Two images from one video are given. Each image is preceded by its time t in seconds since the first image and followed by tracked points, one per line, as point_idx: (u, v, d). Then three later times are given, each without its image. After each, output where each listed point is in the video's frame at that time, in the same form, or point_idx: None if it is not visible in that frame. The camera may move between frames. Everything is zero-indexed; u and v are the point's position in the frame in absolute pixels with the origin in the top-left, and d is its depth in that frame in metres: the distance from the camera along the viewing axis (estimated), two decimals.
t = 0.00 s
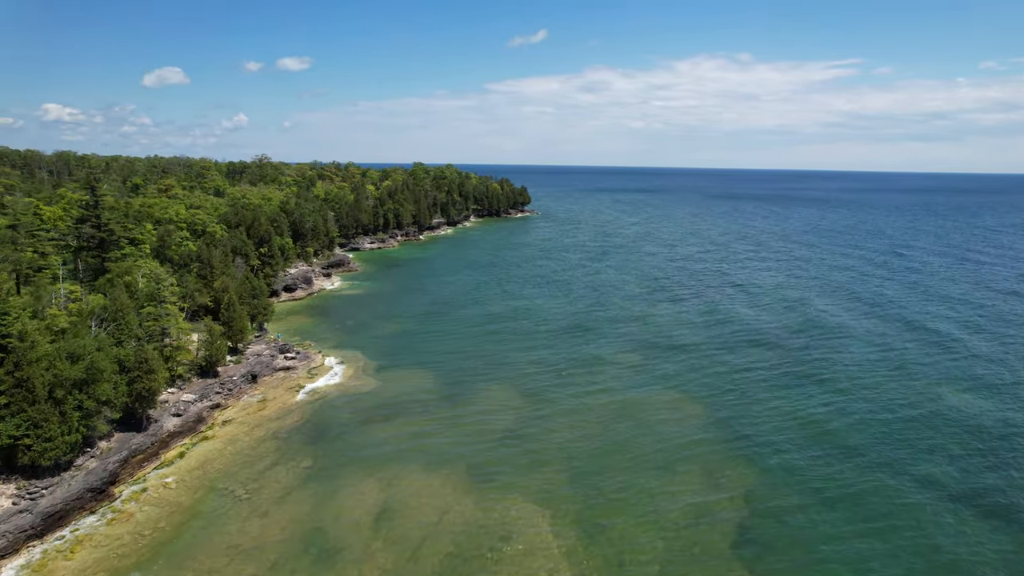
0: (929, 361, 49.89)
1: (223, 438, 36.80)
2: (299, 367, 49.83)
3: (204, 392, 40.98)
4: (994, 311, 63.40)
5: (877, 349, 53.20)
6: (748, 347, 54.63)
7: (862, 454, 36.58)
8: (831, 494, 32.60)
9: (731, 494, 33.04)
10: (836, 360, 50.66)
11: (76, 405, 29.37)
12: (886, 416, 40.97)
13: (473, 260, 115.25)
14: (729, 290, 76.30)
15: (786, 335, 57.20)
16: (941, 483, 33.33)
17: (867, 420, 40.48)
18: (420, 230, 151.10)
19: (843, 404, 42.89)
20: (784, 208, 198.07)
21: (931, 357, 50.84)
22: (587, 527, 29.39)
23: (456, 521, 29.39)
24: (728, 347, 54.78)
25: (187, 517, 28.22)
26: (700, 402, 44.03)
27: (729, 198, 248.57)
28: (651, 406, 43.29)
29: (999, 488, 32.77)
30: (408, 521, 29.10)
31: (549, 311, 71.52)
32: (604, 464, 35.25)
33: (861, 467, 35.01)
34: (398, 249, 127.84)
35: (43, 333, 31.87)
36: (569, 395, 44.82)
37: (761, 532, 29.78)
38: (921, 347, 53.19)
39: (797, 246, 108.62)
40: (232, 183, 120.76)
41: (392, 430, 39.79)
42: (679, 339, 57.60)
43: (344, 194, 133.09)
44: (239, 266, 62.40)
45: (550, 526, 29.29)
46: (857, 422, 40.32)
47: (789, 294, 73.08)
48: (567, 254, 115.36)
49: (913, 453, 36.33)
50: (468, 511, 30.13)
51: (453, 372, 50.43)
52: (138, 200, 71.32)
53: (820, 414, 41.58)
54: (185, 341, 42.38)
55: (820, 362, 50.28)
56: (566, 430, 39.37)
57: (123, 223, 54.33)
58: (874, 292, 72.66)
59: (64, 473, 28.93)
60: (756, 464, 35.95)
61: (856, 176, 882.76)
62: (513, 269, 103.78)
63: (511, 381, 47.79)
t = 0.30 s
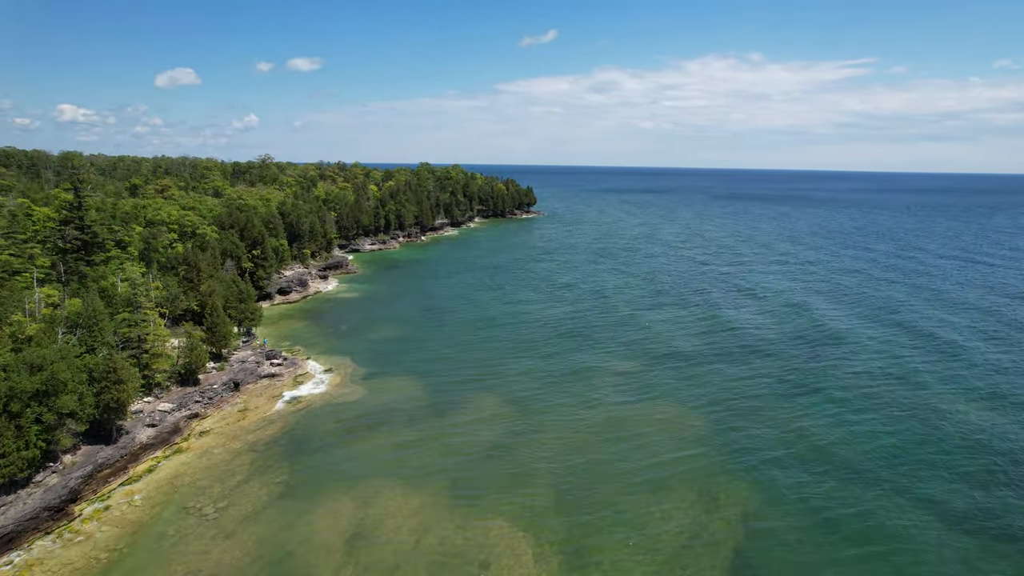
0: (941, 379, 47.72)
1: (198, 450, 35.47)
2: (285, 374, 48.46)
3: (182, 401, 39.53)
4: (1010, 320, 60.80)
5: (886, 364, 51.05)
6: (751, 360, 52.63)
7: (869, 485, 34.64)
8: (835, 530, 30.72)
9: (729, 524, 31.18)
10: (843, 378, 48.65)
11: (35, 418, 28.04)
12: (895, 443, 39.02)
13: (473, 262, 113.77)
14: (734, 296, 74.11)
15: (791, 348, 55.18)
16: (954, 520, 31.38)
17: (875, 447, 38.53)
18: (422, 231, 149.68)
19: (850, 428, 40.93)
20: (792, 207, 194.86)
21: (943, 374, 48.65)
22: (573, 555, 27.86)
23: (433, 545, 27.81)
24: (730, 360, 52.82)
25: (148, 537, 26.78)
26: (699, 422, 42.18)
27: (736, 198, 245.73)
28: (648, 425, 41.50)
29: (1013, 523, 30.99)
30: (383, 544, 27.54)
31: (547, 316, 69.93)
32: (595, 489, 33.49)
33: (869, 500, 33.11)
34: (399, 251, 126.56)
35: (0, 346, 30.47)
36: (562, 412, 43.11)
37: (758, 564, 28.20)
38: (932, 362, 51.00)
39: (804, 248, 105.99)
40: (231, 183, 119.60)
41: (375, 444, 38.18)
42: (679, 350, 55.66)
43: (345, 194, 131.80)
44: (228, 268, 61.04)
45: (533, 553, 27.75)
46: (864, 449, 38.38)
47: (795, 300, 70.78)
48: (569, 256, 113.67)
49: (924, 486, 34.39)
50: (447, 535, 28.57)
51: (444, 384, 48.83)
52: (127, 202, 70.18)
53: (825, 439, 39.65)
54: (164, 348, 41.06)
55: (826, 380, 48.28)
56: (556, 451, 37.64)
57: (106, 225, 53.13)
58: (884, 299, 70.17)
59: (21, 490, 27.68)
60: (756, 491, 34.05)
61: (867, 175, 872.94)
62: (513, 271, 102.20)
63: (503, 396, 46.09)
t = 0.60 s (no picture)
0: (955, 391, 45.38)
1: (171, 462, 34.06)
2: (270, 382, 47.05)
3: (158, 410, 38.00)
4: None
5: (897, 374, 48.74)
6: (754, 370, 50.51)
7: (876, 506, 32.57)
8: (841, 556, 28.66)
9: (723, 548, 29.27)
10: (850, 389, 46.44)
11: None
12: (906, 460, 36.81)
13: (475, 264, 112.23)
14: (738, 301, 71.89)
15: (796, 357, 52.98)
16: (970, 547, 29.21)
17: (884, 464, 36.36)
18: (424, 232, 148.37)
19: (857, 444, 38.76)
20: (802, 209, 191.83)
21: (957, 385, 46.34)
22: None
23: (406, 569, 26.21)
24: (732, 370, 50.70)
25: (105, 561, 25.34)
26: (698, 437, 40.16)
27: (744, 198, 242.52)
28: (643, 440, 39.57)
29: None
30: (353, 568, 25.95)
31: (545, 321, 68.23)
32: (584, 509, 31.67)
33: (874, 523, 31.05)
34: (400, 252, 125.28)
35: None
36: (554, 425, 41.25)
37: None
38: (945, 372, 48.65)
39: (812, 251, 103.31)
40: (232, 185, 118.93)
41: (357, 456, 36.59)
42: (680, 358, 53.60)
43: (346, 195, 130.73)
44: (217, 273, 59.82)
45: None
46: (872, 466, 36.22)
47: (802, 305, 68.46)
48: (572, 258, 111.81)
49: (937, 508, 32.19)
50: (422, 559, 26.96)
51: (434, 393, 47.12)
52: (119, 205, 69.44)
53: (831, 455, 37.49)
54: (141, 357, 39.68)
55: (833, 391, 46.05)
56: (545, 468, 35.85)
57: (91, 227, 52.29)
58: (895, 304, 67.71)
59: None
60: (754, 512, 32.10)
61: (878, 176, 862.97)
62: (514, 273, 100.57)
63: (493, 408, 44.31)
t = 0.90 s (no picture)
0: (969, 406, 43.14)
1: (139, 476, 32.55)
2: (253, 390, 45.42)
3: (131, 421, 36.47)
4: None
5: (908, 387, 46.48)
6: (758, 381, 48.42)
7: (879, 528, 30.59)
8: None
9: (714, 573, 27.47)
10: (858, 403, 44.29)
11: None
12: (917, 480, 34.68)
13: (476, 265, 110.65)
14: (743, 306, 69.66)
15: (801, 368, 50.88)
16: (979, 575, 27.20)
17: (889, 483, 34.31)
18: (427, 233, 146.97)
19: (865, 462, 36.64)
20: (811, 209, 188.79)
21: (969, 399, 44.10)
22: None
23: None
24: (734, 380, 48.61)
25: None
26: (697, 452, 38.15)
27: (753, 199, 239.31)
28: (638, 455, 37.63)
29: None
30: None
31: (542, 326, 66.48)
32: (568, 532, 29.90)
33: (877, 548, 29.11)
34: (401, 253, 123.95)
35: None
36: (544, 440, 39.44)
37: None
38: (957, 385, 46.42)
39: (821, 254, 100.78)
40: (232, 185, 118.12)
41: (335, 471, 35.00)
42: (680, 368, 51.61)
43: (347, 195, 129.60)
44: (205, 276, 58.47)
45: None
46: (881, 485, 34.10)
47: (809, 312, 66.17)
48: (574, 260, 109.95)
49: (948, 532, 30.10)
50: None
51: (423, 402, 45.42)
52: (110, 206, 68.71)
53: (838, 474, 35.41)
54: (116, 364, 38.31)
55: (841, 405, 43.90)
56: (531, 485, 34.10)
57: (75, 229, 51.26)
58: (906, 310, 65.26)
59: None
60: (748, 534, 30.25)
61: (890, 175, 853.20)
62: (515, 275, 98.83)
63: (483, 418, 42.55)
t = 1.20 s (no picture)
0: (983, 420, 40.90)
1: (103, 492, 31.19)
2: (235, 398, 43.96)
3: (102, 432, 35.06)
4: None
5: (919, 399, 44.24)
6: (761, 392, 46.34)
7: (881, 552, 28.80)
8: None
9: None
10: (866, 416, 42.15)
11: None
12: (928, 500, 32.60)
13: (476, 267, 109.12)
14: (746, 311, 67.67)
15: (806, 377, 48.74)
16: None
17: (893, 502, 32.49)
18: (429, 234, 145.69)
19: (873, 481, 34.56)
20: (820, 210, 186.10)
21: (980, 412, 42.01)
22: None
23: None
24: (735, 390, 46.61)
25: None
26: (693, 468, 36.23)
27: (761, 199, 236.28)
28: (631, 473, 35.75)
29: None
30: None
31: (539, 330, 64.86)
32: (550, 555, 28.30)
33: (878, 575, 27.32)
34: (402, 254, 122.72)
35: None
36: (533, 455, 37.74)
37: None
38: (968, 396, 44.33)
39: (830, 256, 98.18)
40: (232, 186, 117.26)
41: (311, 487, 33.52)
42: (680, 377, 49.61)
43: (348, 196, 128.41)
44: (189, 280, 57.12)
45: None
46: (890, 507, 32.01)
47: (815, 318, 63.89)
48: (577, 261, 108.15)
49: (955, 559, 28.27)
50: None
51: (410, 412, 43.79)
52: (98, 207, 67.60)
53: (843, 493, 33.39)
54: (86, 373, 36.93)
55: (847, 418, 41.78)
56: (514, 503, 32.51)
57: (52, 232, 49.96)
58: (917, 316, 62.82)
59: None
60: (741, 558, 28.52)
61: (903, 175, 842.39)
62: (515, 277, 97.18)
63: (470, 430, 40.93)
